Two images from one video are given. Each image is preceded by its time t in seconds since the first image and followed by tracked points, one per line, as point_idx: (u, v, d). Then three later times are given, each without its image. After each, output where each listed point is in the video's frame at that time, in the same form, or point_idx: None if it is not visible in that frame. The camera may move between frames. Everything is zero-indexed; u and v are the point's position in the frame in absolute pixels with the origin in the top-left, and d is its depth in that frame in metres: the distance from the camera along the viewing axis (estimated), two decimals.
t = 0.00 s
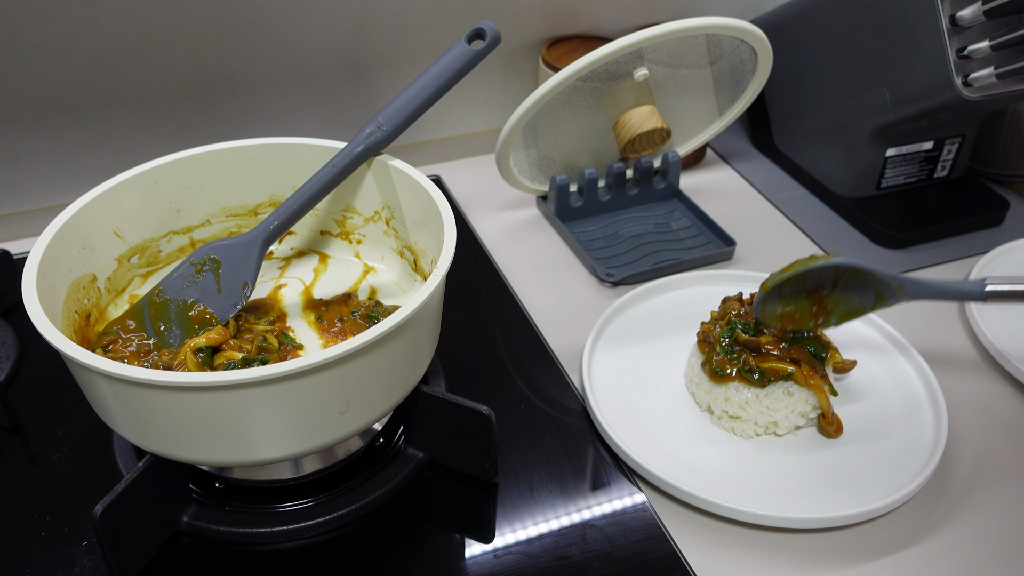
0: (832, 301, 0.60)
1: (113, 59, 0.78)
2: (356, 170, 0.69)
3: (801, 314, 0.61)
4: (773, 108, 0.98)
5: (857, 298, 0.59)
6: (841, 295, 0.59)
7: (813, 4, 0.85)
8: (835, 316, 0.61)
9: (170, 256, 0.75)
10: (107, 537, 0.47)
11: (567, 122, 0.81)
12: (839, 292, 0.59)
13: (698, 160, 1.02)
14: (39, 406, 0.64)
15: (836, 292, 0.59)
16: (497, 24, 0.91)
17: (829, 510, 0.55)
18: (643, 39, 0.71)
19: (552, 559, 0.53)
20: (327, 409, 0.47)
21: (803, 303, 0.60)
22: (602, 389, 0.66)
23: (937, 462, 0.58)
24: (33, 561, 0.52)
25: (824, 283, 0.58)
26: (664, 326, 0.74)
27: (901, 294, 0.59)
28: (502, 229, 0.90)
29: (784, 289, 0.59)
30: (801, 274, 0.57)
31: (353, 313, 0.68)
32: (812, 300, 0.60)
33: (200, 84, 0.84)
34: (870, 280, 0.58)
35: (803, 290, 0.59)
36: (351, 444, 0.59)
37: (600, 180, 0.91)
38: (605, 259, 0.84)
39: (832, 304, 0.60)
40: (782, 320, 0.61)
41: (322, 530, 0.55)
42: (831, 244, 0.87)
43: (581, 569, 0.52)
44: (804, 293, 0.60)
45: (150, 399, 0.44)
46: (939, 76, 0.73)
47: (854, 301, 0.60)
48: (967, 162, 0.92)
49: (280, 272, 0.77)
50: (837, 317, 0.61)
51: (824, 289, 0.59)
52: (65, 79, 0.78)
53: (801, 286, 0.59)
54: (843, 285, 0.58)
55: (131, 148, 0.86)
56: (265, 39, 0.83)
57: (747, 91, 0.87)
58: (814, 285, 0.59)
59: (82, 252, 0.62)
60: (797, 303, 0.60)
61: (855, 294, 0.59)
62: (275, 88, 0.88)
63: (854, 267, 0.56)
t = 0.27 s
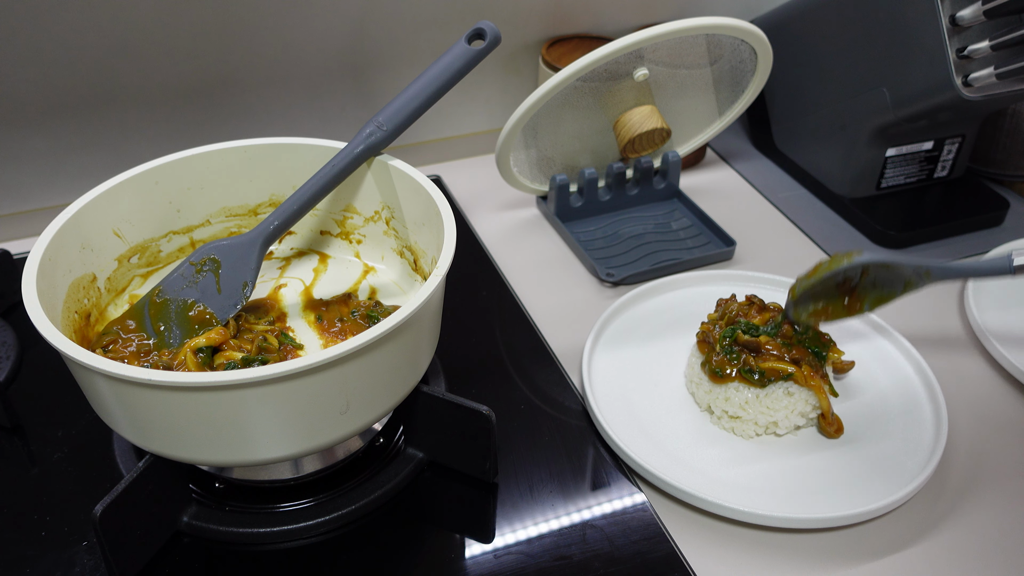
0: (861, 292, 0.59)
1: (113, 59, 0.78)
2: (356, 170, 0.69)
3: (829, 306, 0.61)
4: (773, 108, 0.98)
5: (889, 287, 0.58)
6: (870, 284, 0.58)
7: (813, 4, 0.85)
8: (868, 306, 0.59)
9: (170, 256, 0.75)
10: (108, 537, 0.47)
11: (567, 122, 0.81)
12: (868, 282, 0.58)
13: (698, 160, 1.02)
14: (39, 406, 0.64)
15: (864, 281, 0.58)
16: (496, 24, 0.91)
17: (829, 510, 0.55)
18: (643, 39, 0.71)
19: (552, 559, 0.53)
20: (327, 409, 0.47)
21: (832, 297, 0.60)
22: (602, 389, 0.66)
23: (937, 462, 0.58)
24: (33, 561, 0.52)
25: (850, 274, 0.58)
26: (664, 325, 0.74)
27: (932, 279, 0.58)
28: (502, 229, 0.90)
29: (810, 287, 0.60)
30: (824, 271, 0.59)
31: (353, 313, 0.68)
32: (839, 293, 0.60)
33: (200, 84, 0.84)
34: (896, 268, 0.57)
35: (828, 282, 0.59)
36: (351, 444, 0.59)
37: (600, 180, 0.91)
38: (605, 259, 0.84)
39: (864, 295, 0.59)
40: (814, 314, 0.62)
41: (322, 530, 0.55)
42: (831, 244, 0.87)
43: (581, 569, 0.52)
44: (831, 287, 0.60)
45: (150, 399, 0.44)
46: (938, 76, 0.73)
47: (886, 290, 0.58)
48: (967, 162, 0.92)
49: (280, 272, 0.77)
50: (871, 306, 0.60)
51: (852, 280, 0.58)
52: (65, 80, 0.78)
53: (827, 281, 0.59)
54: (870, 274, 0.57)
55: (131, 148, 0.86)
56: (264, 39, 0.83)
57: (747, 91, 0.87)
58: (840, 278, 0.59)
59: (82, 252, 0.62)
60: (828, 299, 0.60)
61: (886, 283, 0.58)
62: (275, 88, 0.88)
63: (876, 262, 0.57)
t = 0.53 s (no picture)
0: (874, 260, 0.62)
1: (113, 59, 0.78)
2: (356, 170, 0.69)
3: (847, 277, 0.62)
4: (773, 108, 0.98)
5: (901, 253, 0.61)
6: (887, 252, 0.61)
7: (813, 5, 0.85)
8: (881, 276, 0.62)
9: (170, 256, 0.75)
10: (108, 537, 0.47)
11: (567, 122, 0.81)
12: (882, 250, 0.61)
13: (698, 160, 1.02)
14: (39, 406, 0.64)
15: (876, 249, 0.61)
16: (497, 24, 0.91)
17: (828, 510, 0.55)
18: (644, 39, 0.71)
19: (552, 559, 0.53)
20: (327, 409, 0.47)
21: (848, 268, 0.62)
22: (602, 389, 0.66)
23: (938, 462, 0.58)
24: (33, 561, 0.52)
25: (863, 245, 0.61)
26: (664, 326, 0.74)
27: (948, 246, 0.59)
28: (502, 229, 0.90)
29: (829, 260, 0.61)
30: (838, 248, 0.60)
31: (353, 313, 0.68)
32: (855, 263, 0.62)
33: (200, 84, 0.84)
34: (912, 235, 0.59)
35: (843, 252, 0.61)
36: (351, 444, 0.59)
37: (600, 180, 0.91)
38: (605, 259, 0.84)
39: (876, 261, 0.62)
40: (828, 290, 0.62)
41: (322, 530, 0.55)
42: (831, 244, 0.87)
43: (581, 569, 0.52)
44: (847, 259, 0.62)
45: (150, 399, 0.44)
46: (939, 76, 0.73)
47: (898, 257, 0.61)
48: (967, 162, 0.92)
49: (280, 272, 0.77)
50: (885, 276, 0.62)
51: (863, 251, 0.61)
52: (65, 80, 0.78)
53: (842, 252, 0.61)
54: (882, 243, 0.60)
55: (131, 148, 0.86)
56: (264, 39, 0.83)
57: (747, 91, 0.87)
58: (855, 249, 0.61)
59: (82, 252, 0.62)
60: (840, 270, 0.62)
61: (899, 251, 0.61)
62: (275, 88, 0.88)
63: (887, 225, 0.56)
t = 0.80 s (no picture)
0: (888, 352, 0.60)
1: (113, 60, 0.78)
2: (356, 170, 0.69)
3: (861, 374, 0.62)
4: (773, 108, 0.98)
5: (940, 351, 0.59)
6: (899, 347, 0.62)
7: (813, 5, 0.85)
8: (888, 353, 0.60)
9: (170, 256, 0.75)
10: (107, 537, 0.47)
11: (567, 122, 0.81)
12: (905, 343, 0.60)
13: (698, 160, 1.02)
14: (39, 406, 0.64)
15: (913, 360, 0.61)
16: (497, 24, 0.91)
17: (829, 510, 0.55)
18: (644, 39, 0.71)
19: (552, 559, 0.53)
20: (327, 409, 0.47)
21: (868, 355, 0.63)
22: (602, 389, 0.66)
23: (938, 462, 0.58)
24: (33, 561, 0.52)
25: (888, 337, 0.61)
26: (663, 326, 0.74)
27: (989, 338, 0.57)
28: (502, 229, 0.90)
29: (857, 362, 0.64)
30: (876, 347, 0.62)
31: (353, 313, 0.68)
32: (890, 371, 0.63)
33: (200, 84, 0.84)
34: (937, 345, 0.58)
35: (869, 364, 0.62)
36: (351, 444, 0.59)
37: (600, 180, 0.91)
38: (605, 259, 0.84)
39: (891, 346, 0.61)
40: (870, 392, 0.64)
41: (322, 530, 0.55)
42: (831, 244, 0.87)
43: (581, 569, 0.52)
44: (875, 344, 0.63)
45: (151, 400, 0.44)
46: (939, 76, 0.73)
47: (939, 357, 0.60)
48: (967, 162, 0.92)
49: (280, 272, 0.77)
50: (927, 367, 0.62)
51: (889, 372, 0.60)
52: (65, 80, 0.78)
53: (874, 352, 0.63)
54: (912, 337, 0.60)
55: (131, 148, 0.86)
56: (265, 40, 0.83)
57: (747, 91, 0.87)
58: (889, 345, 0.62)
59: (82, 252, 0.62)
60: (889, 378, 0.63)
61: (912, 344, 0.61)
62: (275, 88, 0.88)
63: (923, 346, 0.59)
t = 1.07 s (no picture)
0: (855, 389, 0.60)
1: (113, 60, 0.78)
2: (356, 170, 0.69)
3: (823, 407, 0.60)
4: (773, 108, 0.98)
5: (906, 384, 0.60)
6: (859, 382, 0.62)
7: (813, 5, 0.85)
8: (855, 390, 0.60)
9: (170, 256, 0.75)
10: (108, 537, 0.47)
11: (567, 122, 0.81)
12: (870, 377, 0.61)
13: (698, 160, 1.02)
14: (39, 406, 0.64)
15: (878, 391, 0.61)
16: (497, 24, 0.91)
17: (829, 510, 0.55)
18: (644, 39, 0.71)
19: (552, 559, 0.53)
20: (326, 409, 0.47)
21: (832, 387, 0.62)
22: (602, 389, 0.66)
23: (938, 462, 0.58)
24: (33, 561, 0.52)
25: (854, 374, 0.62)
26: (663, 326, 0.74)
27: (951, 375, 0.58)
28: (502, 229, 0.90)
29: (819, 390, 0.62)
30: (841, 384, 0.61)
31: (353, 313, 0.68)
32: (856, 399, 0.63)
33: (200, 84, 0.84)
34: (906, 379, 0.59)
35: (837, 401, 0.60)
36: (351, 444, 0.59)
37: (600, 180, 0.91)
38: (605, 259, 0.84)
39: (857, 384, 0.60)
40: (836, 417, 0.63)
41: (322, 530, 0.55)
42: (831, 244, 0.87)
43: (581, 569, 0.52)
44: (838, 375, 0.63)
45: (150, 400, 0.44)
46: (939, 76, 0.73)
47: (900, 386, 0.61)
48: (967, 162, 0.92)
49: (280, 272, 0.77)
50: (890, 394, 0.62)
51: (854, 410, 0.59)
52: (65, 80, 0.78)
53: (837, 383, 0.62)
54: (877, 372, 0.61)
55: (131, 148, 0.86)
56: (264, 40, 0.83)
57: (747, 91, 0.87)
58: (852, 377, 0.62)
59: (82, 252, 0.62)
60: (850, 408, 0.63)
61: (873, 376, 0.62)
62: (275, 88, 0.88)
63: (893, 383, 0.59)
